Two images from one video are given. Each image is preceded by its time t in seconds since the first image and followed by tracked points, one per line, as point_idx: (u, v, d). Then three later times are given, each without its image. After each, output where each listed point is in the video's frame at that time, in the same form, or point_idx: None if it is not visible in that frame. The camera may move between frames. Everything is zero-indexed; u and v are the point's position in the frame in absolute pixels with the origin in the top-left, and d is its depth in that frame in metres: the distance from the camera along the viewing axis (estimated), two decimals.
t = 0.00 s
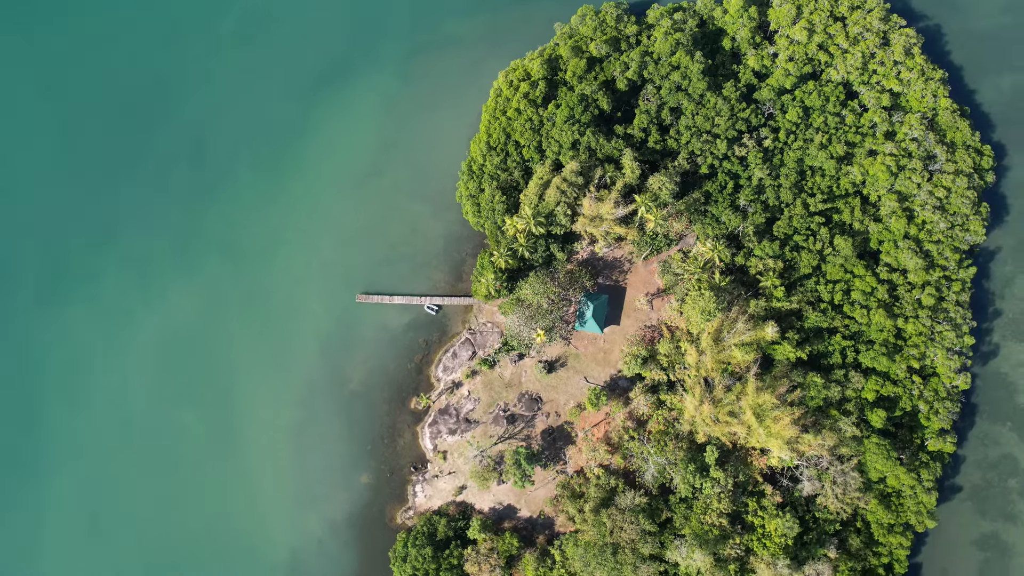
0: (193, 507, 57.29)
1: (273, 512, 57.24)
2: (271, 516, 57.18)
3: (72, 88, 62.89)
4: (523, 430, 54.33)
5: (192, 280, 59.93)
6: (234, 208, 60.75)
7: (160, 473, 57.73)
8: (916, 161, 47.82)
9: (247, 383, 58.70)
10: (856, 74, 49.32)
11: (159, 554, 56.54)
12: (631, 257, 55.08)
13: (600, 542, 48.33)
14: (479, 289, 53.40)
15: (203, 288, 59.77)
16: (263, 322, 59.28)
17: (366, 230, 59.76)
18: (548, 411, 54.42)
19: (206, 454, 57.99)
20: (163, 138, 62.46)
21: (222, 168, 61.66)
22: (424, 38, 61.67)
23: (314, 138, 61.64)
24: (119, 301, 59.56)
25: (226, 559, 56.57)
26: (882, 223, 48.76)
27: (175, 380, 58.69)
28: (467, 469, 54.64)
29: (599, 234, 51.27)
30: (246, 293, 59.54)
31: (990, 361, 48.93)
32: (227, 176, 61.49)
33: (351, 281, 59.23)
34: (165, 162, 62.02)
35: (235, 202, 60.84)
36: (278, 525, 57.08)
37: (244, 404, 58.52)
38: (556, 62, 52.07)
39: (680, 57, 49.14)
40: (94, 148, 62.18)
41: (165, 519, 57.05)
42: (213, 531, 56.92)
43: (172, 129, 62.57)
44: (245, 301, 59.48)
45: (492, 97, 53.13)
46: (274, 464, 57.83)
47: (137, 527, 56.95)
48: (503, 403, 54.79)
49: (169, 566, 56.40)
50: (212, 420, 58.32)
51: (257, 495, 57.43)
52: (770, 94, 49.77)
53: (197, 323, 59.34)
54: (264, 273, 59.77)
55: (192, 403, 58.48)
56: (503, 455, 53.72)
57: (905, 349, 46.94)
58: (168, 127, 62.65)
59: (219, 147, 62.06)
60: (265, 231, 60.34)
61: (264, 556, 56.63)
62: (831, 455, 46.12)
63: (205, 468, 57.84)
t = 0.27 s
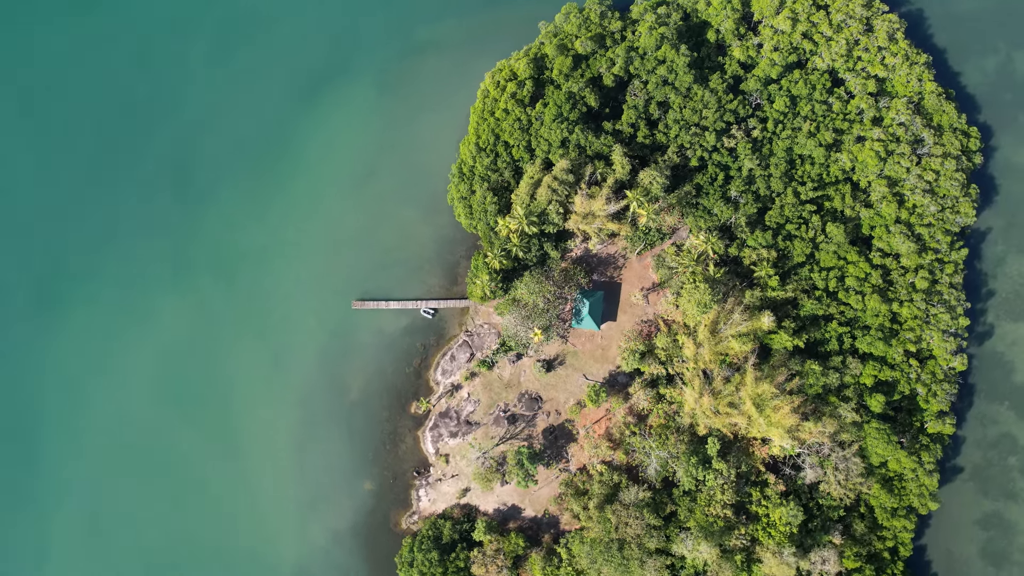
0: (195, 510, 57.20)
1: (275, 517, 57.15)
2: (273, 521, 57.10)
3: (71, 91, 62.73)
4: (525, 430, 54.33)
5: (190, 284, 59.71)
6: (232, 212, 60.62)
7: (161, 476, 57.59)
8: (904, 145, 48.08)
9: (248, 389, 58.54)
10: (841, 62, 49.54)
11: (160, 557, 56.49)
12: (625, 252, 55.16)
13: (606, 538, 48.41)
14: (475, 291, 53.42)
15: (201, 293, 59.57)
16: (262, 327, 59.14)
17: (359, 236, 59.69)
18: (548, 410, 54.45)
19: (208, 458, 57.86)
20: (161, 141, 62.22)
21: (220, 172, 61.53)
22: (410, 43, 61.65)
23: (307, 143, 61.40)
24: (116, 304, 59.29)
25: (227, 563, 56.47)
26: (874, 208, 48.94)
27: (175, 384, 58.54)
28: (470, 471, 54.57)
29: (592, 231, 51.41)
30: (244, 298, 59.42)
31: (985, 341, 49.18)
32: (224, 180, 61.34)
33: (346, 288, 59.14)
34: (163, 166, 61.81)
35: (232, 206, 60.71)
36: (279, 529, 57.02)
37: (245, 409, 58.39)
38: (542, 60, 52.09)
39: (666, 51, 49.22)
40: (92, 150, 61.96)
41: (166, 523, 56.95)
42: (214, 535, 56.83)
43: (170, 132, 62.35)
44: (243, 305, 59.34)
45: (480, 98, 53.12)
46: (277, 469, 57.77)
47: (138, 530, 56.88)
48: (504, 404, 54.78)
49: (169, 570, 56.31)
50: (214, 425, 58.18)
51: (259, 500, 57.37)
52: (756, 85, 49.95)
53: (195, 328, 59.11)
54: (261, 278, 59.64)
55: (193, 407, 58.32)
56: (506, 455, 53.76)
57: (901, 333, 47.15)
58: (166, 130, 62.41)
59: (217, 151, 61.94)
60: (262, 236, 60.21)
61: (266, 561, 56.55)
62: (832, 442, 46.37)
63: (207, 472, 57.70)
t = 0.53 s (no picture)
0: (195, 514, 57.10)
1: (275, 520, 57.06)
2: (273, 523, 57.03)
3: (70, 93, 62.81)
4: (526, 429, 54.33)
5: (189, 286, 59.72)
6: (229, 214, 60.67)
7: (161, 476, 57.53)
8: (891, 130, 48.33)
9: (249, 392, 58.43)
10: (825, 49, 49.73)
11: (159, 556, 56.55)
12: (618, 248, 55.12)
13: (612, 534, 48.47)
14: (470, 292, 53.20)
15: (199, 295, 59.55)
16: (261, 330, 59.06)
17: (352, 243, 59.54)
18: (549, 408, 54.47)
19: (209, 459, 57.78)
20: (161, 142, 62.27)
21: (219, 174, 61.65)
22: (395, 47, 61.57)
23: (300, 148, 61.30)
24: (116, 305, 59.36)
25: (226, 565, 56.37)
26: (864, 194, 49.13)
27: (176, 386, 58.45)
28: (473, 473, 54.54)
29: (584, 228, 51.45)
30: (242, 300, 59.39)
31: (980, 322, 49.39)
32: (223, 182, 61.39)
33: (341, 295, 59.00)
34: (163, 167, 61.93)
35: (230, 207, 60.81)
36: (279, 532, 56.93)
37: (246, 412, 58.27)
38: (528, 60, 52.10)
39: (651, 45, 49.23)
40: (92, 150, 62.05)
41: (167, 522, 56.99)
42: (214, 536, 56.77)
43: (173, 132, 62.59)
44: (241, 307, 59.32)
45: (467, 100, 53.08)
46: (278, 472, 57.69)
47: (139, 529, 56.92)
48: (504, 405, 54.77)
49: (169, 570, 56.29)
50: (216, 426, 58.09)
51: (260, 501, 57.29)
52: (742, 76, 50.03)
53: (193, 332, 59.01)
54: (258, 281, 59.59)
55: (194, 409, 58.20)
56: (508, 456, 53.79)
57: (897, 317, 47.34)
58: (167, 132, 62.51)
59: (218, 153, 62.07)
60: (258, 239, 60.09)
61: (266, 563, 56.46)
62: (832, 428, 46.58)
63: (207, 473, 57.61)
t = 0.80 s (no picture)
0: (196, 519, 57.07)
1: (276, 521, 57.04)
2: (274, 524, 57.02)
3: (70, 93, 62.51)
4: (527, 429, 54.35)
5: (188, 287, 59.60)
6: (228, 216, 60.59)
7: (163, 476, 57.50)
8: (878, 116, 48.57)
9: (250, 394, 58.31)
10: (809, 38, 49.94)
11: (159, 556, 56.62)
12: (612, 244, 55.29)
13: (617, 530, 48.52)
14: (466, 295, 53.35)
15: (198, 296, 59.42)
16: (261, 332, 58.97)
17: (346, 250, 59.44)
18: (549, 407, 54.50)
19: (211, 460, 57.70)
20: (161, 143, 62.12)
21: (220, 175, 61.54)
22: (381, 52, 61.50)
23: (291, 156, 61.09)
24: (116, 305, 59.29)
25: (226, 565, 56.41)
26: (854, 180, 49.28)
27: (178, 386, 58.35)
28: (476, 475, 54.54)
29: (577, 226, 51.56)
30: (242, 302, 59.30)
31: (974, 303, 49.65)
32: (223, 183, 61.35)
33: (337, 303, 58.92)
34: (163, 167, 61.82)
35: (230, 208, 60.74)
36: (279, 533, 56.92)
37: (247, 414, 58.13)
38: (514, 60, 52.12)
39: (636, 40, 49.40)
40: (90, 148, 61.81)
41: (168, 522, 57.00)
42: (214, 538, 56.78)
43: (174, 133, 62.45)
44: (240, 309, 59.21)
45: (455, 103, 53.10)
46: (280, 475, 57.63)
47: (140, 529, 57.02)
48: (504, 406, 54.75)
49: (169, 569, 56.34)
50: (217, 427, 58.00)
51: (262, 503, 57.28)
52: (728, 67, 50.14)
53: (191, 339, 58.85)
54: (257, 284, 59.47)
55: (195, 410, 58.10)
56: (510, 456, 53.80)
57: (891, 302, 47.55)
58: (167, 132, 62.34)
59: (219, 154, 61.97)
60: (257, 241, 59.99)
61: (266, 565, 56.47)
62: (832, 415, 46.70)
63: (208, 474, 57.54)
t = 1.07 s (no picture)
0: (196, 520, 57.00)
1: (276, 521, 56.96)
2: (274, 524, 56.93)
3: (70, 94, 62.55)
4: (528, 429, 54.36)
5: (187, 288, 59.57)
6: (227, 217, 60.60)
7: (165, 475, 57.51)
8: (865, 102, 48.80)
9: (251, 395, 58.21)
10: (793, 27, 50.17)
11: (159, 554, 56.58)
12: (605, 240, 55.28)
13: (623, 525, 48.54)
14: (461, 297, 53.39)
15: (197, 297, 59.37)
16: (260, 333, 58.90)
17: (339, 257, 59.30)
18: (549, 406, 54.50)
19: (212, 460, 57.64)
20: (160, 143, 62.10)
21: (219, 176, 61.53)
22: (367, 58, 61.45)
23: (284, 162, 60.95)
24: (116, 305, 59.30)
25: (226, 564, 56.36)
26: (844, 166, 49.44)
27: (179, 386, 58.26)
28: (479, 477, 54.52)
29: (569, 224, 51.54)
30: (240, 303, 59.25)
31: (967, 284, 49.89)
32: (222, 184, 61.36)
33: (332, 310, 58.80)
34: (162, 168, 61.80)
35: (228, 209, 60.72)
36: (280, 532, 56.83)
37: (248, 414, 58.05)
38: (500, 61, 52.11)
39: (621, 37, 49.50)
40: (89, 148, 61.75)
41: (168, 521, 57.04)
42: (215, 539, 56.71)
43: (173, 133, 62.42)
44: (239, 311, 59.14)
45: (442, 106, 53.11)
46: (282, 475, 57.54)
47: (140, 527, 57.00)
48: (504, 406, 54.72)
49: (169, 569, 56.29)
50: (219, 428, 57.91)
51: (263, 503, 57.20)
52: (714, 60, 50.35)
53: (190, 343, 58.74)
54: (255, 286, 59.38)
55: (197, 412, 58.00)
56: (513, 457, 53.75)
57: (886, 287, 47.66)
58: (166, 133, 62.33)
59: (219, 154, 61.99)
60: (254, 242, 59.91)
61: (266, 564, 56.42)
62: (831, 402, 46.85)
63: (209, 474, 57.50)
